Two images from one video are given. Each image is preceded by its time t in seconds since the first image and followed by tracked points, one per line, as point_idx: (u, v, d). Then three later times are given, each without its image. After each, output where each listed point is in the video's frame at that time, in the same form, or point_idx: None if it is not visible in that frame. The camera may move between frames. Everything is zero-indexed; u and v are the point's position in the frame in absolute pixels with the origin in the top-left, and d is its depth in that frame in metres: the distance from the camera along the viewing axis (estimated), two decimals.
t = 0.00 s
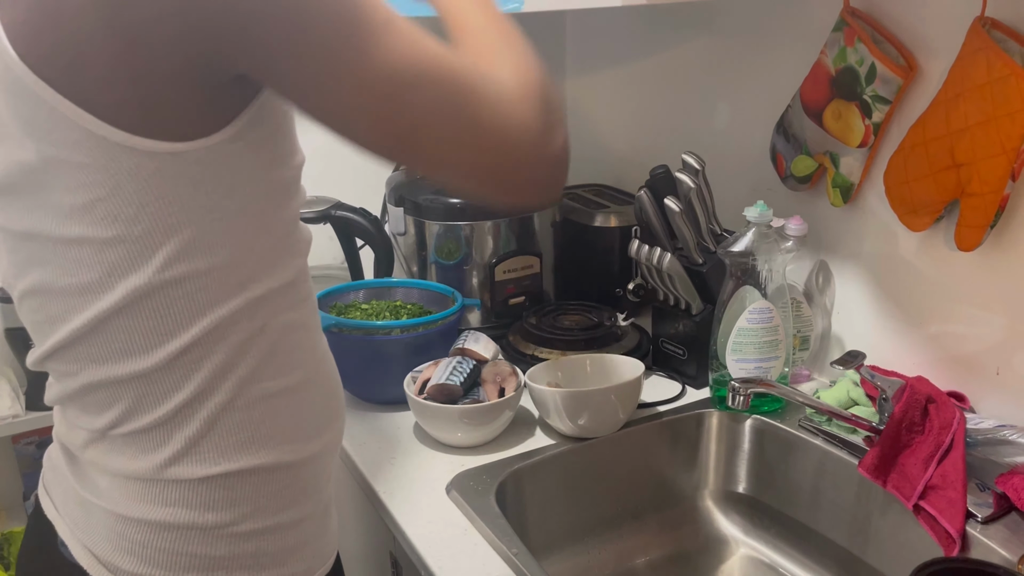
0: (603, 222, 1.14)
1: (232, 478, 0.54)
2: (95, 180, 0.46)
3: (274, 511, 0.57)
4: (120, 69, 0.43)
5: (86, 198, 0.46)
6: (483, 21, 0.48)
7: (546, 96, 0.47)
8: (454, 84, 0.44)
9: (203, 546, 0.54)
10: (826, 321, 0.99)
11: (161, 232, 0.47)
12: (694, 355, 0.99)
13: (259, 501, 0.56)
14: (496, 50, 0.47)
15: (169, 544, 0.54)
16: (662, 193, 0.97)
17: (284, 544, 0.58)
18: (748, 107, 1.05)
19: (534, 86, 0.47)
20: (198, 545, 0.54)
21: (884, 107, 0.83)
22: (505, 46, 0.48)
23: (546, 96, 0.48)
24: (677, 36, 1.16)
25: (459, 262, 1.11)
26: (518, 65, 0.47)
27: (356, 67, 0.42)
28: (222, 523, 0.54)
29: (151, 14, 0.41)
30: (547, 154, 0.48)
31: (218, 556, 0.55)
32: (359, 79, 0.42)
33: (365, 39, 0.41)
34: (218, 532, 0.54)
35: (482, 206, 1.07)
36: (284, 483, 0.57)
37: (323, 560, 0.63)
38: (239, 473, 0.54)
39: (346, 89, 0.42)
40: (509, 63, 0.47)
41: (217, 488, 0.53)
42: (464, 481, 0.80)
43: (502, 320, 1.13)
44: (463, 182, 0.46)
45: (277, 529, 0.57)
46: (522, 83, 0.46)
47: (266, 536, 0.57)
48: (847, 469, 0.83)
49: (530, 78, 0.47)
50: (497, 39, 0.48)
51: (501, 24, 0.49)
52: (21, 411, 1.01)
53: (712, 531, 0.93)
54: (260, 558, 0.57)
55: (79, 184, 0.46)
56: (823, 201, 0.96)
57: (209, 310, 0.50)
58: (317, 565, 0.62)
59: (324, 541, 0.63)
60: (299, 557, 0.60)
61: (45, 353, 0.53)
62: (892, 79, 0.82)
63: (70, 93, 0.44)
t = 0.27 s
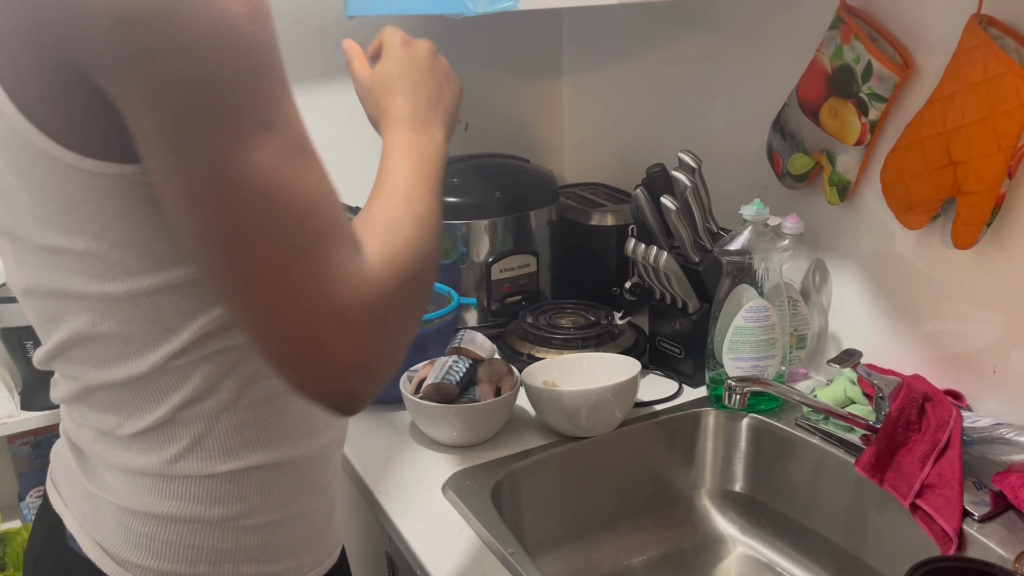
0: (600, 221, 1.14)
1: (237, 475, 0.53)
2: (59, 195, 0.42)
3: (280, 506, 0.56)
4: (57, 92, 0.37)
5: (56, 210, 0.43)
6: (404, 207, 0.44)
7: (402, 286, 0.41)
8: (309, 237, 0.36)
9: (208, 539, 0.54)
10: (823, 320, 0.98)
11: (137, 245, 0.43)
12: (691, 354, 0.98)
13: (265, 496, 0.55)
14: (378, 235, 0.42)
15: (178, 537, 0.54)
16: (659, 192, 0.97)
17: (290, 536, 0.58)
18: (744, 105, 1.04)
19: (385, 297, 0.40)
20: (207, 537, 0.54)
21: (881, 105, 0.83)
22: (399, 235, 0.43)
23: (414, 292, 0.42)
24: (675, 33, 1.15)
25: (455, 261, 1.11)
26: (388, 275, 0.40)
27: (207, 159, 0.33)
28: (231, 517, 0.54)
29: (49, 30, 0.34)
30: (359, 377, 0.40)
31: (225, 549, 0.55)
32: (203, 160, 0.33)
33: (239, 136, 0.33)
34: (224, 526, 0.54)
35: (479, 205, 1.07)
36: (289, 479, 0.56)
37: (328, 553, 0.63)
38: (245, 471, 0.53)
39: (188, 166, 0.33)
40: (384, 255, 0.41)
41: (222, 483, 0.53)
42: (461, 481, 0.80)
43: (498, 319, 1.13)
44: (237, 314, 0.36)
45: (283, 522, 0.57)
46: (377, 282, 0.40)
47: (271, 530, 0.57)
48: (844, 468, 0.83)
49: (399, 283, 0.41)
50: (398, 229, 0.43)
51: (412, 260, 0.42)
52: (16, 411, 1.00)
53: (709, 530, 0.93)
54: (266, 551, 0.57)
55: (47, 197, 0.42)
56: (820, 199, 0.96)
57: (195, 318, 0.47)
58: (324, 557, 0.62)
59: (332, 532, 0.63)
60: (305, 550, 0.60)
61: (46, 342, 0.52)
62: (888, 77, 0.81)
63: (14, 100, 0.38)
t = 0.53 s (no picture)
0: (599, 221, 1.14)
1: (222, 471, 0.53)
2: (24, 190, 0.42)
3: (269, 502, 0.56)
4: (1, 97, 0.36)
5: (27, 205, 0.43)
6: (348, 277, 0.41)
7: (292, 332, 0.38)
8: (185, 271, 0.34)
9: (196, 534, 0.54)
10: (822, 319, 0.98)
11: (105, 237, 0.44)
12: (691, 354, 0.99)
13: (252, 493, 0.55)
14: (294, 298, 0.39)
15: (165, 530, 0.54)
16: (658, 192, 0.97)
17: (280, 533, 0.58)
18: (743, 105, 1.04)
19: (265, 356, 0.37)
20: (193, 532, 0.54)
21: (880, 105, 0.83)
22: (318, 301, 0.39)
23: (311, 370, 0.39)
24: (674, 33, 1.16)
25: (455, 262, 1.11)
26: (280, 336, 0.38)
27: (84, 174, 0.32)
28: (217, 513, 0.54)
29: None
30: (226, 437, 0.37)
31: (213, 545, 0.55)
32: (80, 175, 0.32)
33: (122, 152, 0.33)
34: (210, 521, 0.54)
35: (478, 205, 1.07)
36: (278, 475, 0.56)
37: (322, 550, 0.62)
38: (230, 467, 0.53)
39: (62, 167, 0.32)
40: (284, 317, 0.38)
41: (208, 479, 0.53)
42: (461, 481, 0.80)
43: (498, 319, 1.13)
44: (92, 325, 0.34)
45: (272, 518, 0.57)
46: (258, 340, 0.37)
47: (261, 526, 0.56)
48: (844, 467, 0.83)
49: (291, 347, 0.38)
50: (323, 298, 0.39)
51: (324, 330, 0.39)
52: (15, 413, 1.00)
53: (710, 529, 0.93)
54: (255, 547, 0.56)
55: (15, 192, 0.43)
56: (819, 199, 0.96)
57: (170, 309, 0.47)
58: (317, 554, 0.62)
59: (325, 528, 0.63)
60: (297, 547, 0.59)
61: (42, 339, 0.53)
62: (887, 77, 0.82)
63: None
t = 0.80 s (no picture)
0: (599, 222, 1.14)
1: (186, 462, 0.53)
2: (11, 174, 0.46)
3: (239, 498, 0.55)
4: None
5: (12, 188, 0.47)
6: (265, 332, 0.39)
7: (202, 347, 0.37)
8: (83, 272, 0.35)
9: (166, 524, 0.55)
10: (822, 320, 0.99)
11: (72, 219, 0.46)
12: (691, 354, 0.99)
13: (218, 488, 0.54)
14: (185, 333, 0.37)
15: (139, 519, 0.55)
16: (658, 193, 0.97)
17: (251, 532, 0.56)
18: (743, 105, 1.05)
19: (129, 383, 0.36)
20: (163, 522, 0.55)
21: (879, 105, 0.83)
22: (210, 346, 0.38)
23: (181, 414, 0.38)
24: (673, 34, 1.16)
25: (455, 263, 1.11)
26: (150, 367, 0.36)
27: None
28: (182, 505, 0.54)
29: None
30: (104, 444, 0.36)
31: (182, 536, 0.55)
32: None
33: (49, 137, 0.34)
34: (176, 511, 0.54)
35: (478, 206, 1.07)
36: (250, 472, 0.55)
37: (302, 555, 0.60)
38: (192, 458, 0.53)
39: None
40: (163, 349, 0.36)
41: (173, 469, 0.53)
42: (462, 482, 0.80)
43: (498, 320, 1.13)
44: None
45: (242, 515, 0.56)
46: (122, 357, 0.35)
47: (230, 522, 0.55)
48: (845, 468, 0.83)
49: (157, 385, 0.37)
50: (223, 342, 0.38)
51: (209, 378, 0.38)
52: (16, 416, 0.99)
53: (711, 530, 0.93)
54: (223, 542, 0.56)
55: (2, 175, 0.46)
56: (819, 199, 0.96)
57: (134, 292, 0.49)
58: (296, 557, 0.59)
59: (308, 533, 0.60)
60: (273, 545, 0.58)
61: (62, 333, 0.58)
62: (887, 77, 0.82)
63: None
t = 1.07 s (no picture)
0: (599, 223, 1.14)
1: (168, 444, 0.53)
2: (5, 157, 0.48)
3: (222, 485, 0.54)
4: None
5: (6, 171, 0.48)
6: (195, 340, 0.37)
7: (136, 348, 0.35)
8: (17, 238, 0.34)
9: (150, 506, 0.55)
10: (822, 320, 0.98)
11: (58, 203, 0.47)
12: (691, 355, 0.99)
13: (200, 472, 0.53)
14: (112, 325, 0.35)
15: (128, 499, 0.55)
16: (658, 193, 0.97)
17: (232, 520, 0.55)
18: (743, 106, 1.04)
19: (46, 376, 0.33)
20: (149, 504, 0.55)
21: (879, 105, 0.83)
22: (134, 344, 0.35)
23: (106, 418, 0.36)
24: (673, 34, 1.16)
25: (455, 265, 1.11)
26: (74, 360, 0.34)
27: None
28: (167, 487, 0.54)
29: None
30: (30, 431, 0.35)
31: (165, 519, 0.54)
32: None
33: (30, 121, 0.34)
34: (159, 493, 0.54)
35: (478, 207, 1.06)
36: (234, 460, 0.54)
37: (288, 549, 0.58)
38: (173, 441, 0.53)
39: None
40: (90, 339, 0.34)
41: (157, 450, 0.53)
42: (462, 484, 0.79)
43: (498, 321, 1.13)
44: None
45: (223, 503, 0.54)
46: (37, 336, 0.33)
47: (211, 509, 0.54)
48: (846, 468, 0.83)
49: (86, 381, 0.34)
50: (151, 339, 0.36)
51: (132, 377, 0.35)
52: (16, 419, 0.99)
53: (712, 531, 0.93)
54: (203, 528, 0.55)
55: None
56: (819, 199, 0.96)
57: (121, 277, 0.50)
58: (280, 550, 0.58)
59: (295, 527, 0.58)
60: (256, 534, 0.56)
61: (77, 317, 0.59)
62: (886, 77, 0.81)
63: None
